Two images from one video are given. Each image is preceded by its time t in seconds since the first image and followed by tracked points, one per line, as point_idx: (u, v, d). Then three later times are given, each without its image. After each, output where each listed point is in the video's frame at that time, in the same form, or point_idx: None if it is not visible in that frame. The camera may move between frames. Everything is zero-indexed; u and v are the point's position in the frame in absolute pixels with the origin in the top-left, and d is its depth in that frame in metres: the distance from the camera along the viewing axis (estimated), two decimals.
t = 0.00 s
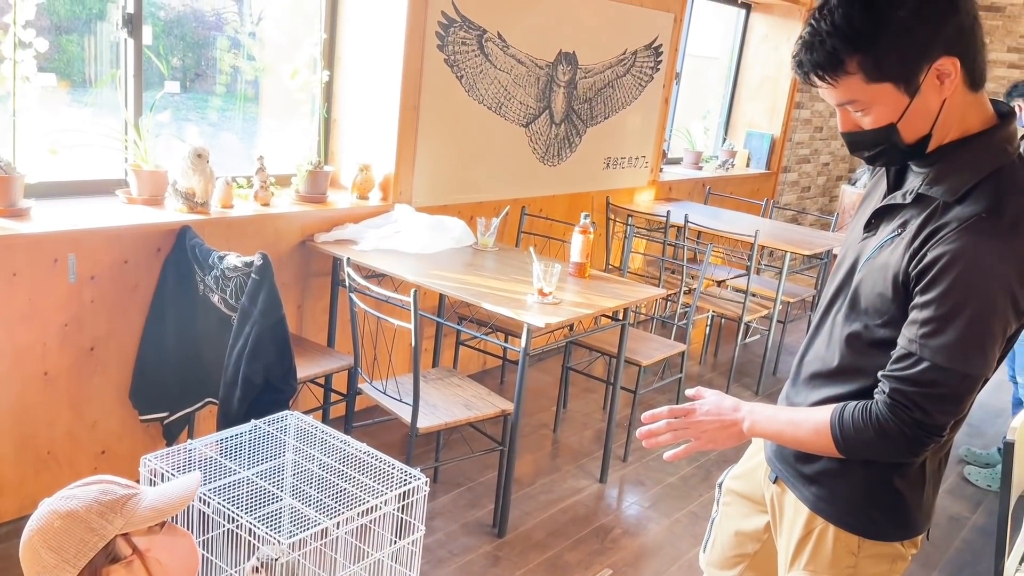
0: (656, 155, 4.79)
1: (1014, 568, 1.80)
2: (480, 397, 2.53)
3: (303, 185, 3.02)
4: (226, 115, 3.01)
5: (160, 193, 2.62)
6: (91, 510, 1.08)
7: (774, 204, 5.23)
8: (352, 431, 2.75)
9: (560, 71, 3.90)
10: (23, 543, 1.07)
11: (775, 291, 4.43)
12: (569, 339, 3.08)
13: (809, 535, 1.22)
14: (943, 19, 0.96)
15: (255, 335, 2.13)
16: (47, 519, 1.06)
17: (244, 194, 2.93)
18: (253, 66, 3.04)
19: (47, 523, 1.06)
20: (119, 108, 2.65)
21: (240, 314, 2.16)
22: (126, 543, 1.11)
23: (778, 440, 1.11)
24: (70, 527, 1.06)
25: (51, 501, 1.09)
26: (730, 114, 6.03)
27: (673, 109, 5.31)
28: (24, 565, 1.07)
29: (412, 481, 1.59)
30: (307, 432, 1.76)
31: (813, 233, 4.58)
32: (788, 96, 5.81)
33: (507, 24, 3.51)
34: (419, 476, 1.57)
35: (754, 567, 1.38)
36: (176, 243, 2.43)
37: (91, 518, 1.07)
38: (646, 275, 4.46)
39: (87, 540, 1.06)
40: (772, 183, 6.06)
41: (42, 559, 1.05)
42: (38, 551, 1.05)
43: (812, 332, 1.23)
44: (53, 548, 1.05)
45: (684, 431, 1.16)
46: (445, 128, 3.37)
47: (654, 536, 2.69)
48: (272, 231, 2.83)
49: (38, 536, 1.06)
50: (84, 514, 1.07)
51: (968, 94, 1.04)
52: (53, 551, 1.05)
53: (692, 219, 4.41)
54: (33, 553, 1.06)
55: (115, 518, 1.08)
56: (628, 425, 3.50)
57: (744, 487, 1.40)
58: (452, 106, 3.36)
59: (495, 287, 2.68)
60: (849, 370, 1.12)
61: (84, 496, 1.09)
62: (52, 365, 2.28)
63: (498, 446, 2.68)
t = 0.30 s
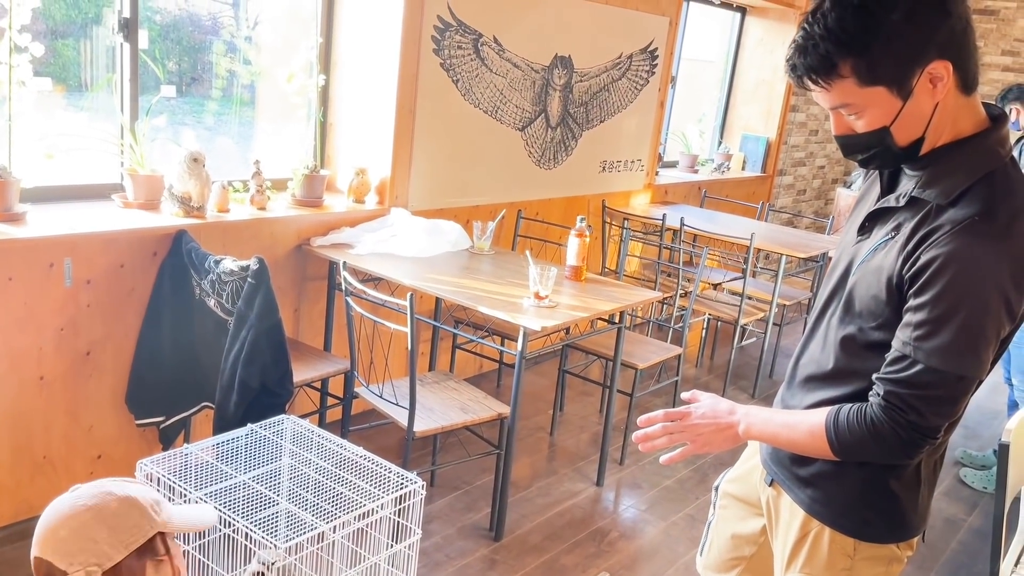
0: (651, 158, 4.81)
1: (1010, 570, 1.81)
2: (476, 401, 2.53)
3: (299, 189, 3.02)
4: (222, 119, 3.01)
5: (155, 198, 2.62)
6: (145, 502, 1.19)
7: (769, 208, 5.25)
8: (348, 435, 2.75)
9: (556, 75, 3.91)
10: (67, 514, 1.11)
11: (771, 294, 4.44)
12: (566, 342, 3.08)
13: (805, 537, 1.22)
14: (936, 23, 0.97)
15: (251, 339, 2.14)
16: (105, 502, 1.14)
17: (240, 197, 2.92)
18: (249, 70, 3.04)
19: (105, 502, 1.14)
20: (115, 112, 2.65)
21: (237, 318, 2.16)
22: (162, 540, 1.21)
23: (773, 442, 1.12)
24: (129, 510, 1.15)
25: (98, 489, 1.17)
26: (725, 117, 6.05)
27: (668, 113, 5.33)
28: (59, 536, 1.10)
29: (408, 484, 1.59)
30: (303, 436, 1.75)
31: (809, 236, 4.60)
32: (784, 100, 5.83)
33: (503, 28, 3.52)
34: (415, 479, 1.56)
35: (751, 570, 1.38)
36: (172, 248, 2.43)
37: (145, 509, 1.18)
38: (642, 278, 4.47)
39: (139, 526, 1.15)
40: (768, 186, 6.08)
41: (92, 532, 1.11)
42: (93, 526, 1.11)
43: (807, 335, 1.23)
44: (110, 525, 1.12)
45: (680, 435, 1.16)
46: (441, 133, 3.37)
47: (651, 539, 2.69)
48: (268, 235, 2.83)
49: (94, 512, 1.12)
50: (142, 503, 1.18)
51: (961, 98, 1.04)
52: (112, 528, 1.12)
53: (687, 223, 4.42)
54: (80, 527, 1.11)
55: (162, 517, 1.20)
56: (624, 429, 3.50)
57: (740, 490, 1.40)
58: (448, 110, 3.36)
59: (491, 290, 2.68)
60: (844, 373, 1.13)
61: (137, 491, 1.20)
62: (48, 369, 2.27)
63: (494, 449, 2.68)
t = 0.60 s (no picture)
0: (651, 159, 4.81)
1: (1008, 569, 1.81)
2: (476, 401, 2.53)
3: (299, 189, 3.02)
4: (221, 120, 3.01)
5: (154, 199, 2.62)
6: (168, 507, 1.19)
7: (768, 208, 5.25)
8: (348, 436, 2.75)
9: (555, 76, 3.91)
10: (106, 506, 1.11)
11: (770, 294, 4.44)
12: (565, 342, 3.09)
13: (804, 537, 1.23)
14: (932, 23, 0.97)
15: (251, 339, 2.14)
16: (141, 498, 1.15)
17: (239, 199, 2.92)
18: (248, 71, 3.04)
19: (139, 498, 1.15)
20: (115, 113, 2.65)
21: (236, 318, 2.16)
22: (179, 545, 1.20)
23: (772, 442, 1.12)
24: (160, 510, 1.16)
25: (126, 487, 1.17)
26: (725, 118, 6.05)
27: (667, 113, 5.33)
28: (97, 527, 1.09)
29: (408, 484, 1.59)
30: (303, 436, 1.75)
31: (808, 236, 4.60)
32: (783, 100, 5.83)
33: (503, 29, 3.52)
34: (415, 479, 1.56)
35: (750, 570, 1.38)
36: (171, 249, 2.43)
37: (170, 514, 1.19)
38: (641, 279, 4.48)
39: (170, 527, 1.16)
40: (767, 187, 6.09)
41: (132, 524, 1.11)
42: (134, 517, 1.12)
43: (805, 335, 1.24)
44: (147, 519, 1.13)
45: (678, 435, 1.16)
46: (440, 134, 3.38)
47: (650, 539, 2.69)
48: (267, 236, 2.84)
49: (133, 505, 1.13)
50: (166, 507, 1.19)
51: (957, 98, 1.04)
52: (150, 522, 1.13)
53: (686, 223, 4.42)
54: (118, 519, 1.11)
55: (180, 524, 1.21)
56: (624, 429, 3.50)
57: (740, 490, 1.40)
58: (447, 111, 3.37)
59: (490, 291, 2.68)
60: (843, 373, 1.13)
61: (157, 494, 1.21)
62: (47, 370, 2.27)
63: (494, 450, 2.69)
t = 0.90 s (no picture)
0: (650, 159, 4.81)
1: (1009, 569, 1.81)
2: (475, 401, 2.52)
3: (298, 190, 3.02)
4: (221, 121, 3.01)
5: (154, 199, 2.62)
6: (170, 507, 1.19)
7: (768, 208, 5.25)
8: (348, 437, 2.75)
9: (555, 76, 3.91)
10: (111, 503, 1.11)
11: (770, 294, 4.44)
12: (565, 342, 3.09)
13: (804, 537, 1.23)
14: (927, 22, 0.97)
15: (251, 339, 2.14)
16: (145, 497, 1.15)
17: (239, 199, 2.92)
18: (248, 71, 3.04)
19: (143, 497, 1.15)
20: (114, 113, 2.65)
21: (236, 319, 2.16)
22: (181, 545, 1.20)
23: (772, 443, 1.12)
24: (164, 509, 1.16)
25: (130, 485, 1.17)
26: (724, 118, 6.05)
27: (667, 113, 5.34)
28: (103, 524, 1.09)
29: (408, 485, 1.59)
30: (302, 437, 1.75)
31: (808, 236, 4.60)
32: (782, 100, 5.83)
33: (503, 29, 3.52)
34: (415, 479, 1.56)
35: (750, 570, 1.38)
36: (171, 249, 2.43)
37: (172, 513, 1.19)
38: (641, 279, 4.48)
39: (173, 526, 1.16)
40: (767, 187, 6.09)
41: (137, 522, 1.11)
42: (139, 516, 1.12)
43: (805, 335, 1.24)
44: (152, 518, 1.13)
45: (678, 437, 1.16)
46: (439, 135, 3.37)
47: (650, 539, 2.69)
48: (267, 236, 2.84)
49: (138, 503, 1.13)
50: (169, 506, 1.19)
51: (953, 97, 1.04)
52: (155, 520, 1.13)
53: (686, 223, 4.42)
54: (123, 517, 1.11)
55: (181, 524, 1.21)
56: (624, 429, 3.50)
57: (740, 490, 1.40)
58: (446, 111, 3.37)
59: (490, 291, 2.68)
60: (842, 373, 1.13)
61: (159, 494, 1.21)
62: (47, 371, 2.27)
63: (494, 450, 2.68)
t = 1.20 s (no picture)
0: (651, 159, 4.81)
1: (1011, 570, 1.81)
2: (476, 402, 2.52)
3: (299, 190, 3.02)
4: (222, 121, 3.01)
5: (155, 199, 2.62)
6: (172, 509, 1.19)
7: (769, 209, 5.25)
8: (349, 437, 2.75)
9: (556, 76, 3.91)
10: (113, 503, 1.11)
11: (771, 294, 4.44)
12: (566, 343, 3.08)
13: (805, 537, 1.22)
14: (927, 22, 0.97)
15: (252, 340, 2.14)
16: (147, 497, 1.15)
17: (240, 200, 2.92)
18: (249, 71, 3.04)
19: (144, 497, 1.15)
20: (116, 114, 2.65)
21: (237, 319, 2.16)
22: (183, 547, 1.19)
23: (774, 443, 1.11)
24: (166, 510, 1.16)
25: (132, 486, 1.17)
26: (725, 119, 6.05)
27: (668, 114, 5.34)
28: (105, 523, 1.09)
29: (408, 485, 1.59)
30: (303, 437, 1.75)
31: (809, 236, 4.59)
32: (784, 100, 5.83)
33: (504, 29, 3.52)
34: (415, 480, 1.55)
35: (751, 570, 1.38)
36: (172, 249, 2.43)
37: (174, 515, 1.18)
38: (643, 279, 4.49)
39: (175, 528, 1.16)
40: (768, 187, 6.09)
41: (137, 522, 1.11)
42: (140, 516, 1.12)
43: (806, 335, 1.23)
44: (153, 518, 1.13)
45: (680, 437, 1.16)
46: (440, 135, 3.37)
47: (652, 540, 2.69)
48: (267, 237, 2.84)
49: (140, 503, 1.13)
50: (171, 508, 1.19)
51: (953, 97, 1.03)
52: (156, 521, 1.13)
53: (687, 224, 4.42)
54: (124, 517, 1.11)
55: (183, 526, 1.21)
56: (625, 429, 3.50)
57: (740, 490, 1.40)
58: (447, 111, 3.36)
59: (490, 292, 2.68)
60: (843, 373, 1.13)
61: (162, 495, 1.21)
62: (48, 371, 2.27)
63: (495, 451, 2.68)
